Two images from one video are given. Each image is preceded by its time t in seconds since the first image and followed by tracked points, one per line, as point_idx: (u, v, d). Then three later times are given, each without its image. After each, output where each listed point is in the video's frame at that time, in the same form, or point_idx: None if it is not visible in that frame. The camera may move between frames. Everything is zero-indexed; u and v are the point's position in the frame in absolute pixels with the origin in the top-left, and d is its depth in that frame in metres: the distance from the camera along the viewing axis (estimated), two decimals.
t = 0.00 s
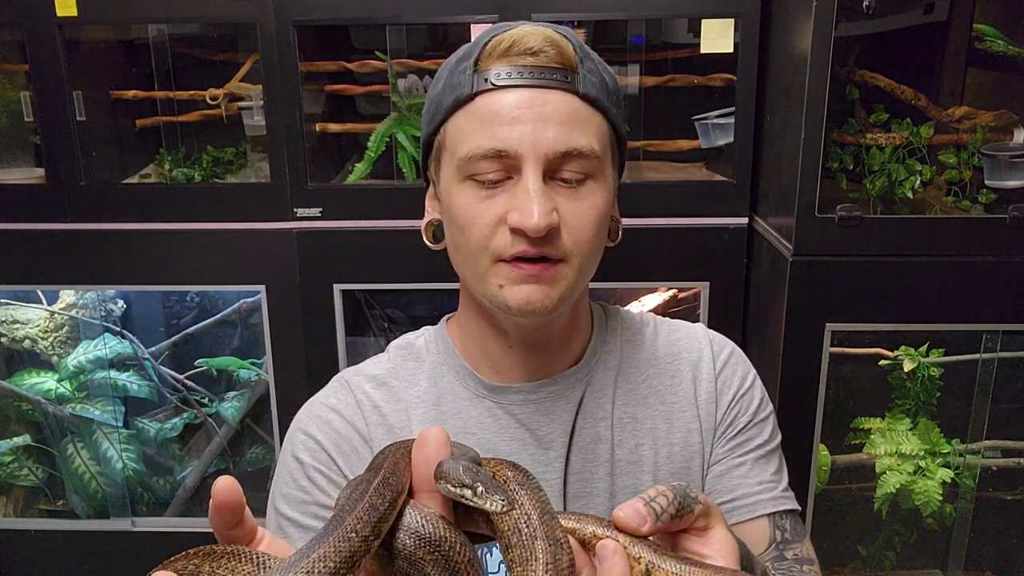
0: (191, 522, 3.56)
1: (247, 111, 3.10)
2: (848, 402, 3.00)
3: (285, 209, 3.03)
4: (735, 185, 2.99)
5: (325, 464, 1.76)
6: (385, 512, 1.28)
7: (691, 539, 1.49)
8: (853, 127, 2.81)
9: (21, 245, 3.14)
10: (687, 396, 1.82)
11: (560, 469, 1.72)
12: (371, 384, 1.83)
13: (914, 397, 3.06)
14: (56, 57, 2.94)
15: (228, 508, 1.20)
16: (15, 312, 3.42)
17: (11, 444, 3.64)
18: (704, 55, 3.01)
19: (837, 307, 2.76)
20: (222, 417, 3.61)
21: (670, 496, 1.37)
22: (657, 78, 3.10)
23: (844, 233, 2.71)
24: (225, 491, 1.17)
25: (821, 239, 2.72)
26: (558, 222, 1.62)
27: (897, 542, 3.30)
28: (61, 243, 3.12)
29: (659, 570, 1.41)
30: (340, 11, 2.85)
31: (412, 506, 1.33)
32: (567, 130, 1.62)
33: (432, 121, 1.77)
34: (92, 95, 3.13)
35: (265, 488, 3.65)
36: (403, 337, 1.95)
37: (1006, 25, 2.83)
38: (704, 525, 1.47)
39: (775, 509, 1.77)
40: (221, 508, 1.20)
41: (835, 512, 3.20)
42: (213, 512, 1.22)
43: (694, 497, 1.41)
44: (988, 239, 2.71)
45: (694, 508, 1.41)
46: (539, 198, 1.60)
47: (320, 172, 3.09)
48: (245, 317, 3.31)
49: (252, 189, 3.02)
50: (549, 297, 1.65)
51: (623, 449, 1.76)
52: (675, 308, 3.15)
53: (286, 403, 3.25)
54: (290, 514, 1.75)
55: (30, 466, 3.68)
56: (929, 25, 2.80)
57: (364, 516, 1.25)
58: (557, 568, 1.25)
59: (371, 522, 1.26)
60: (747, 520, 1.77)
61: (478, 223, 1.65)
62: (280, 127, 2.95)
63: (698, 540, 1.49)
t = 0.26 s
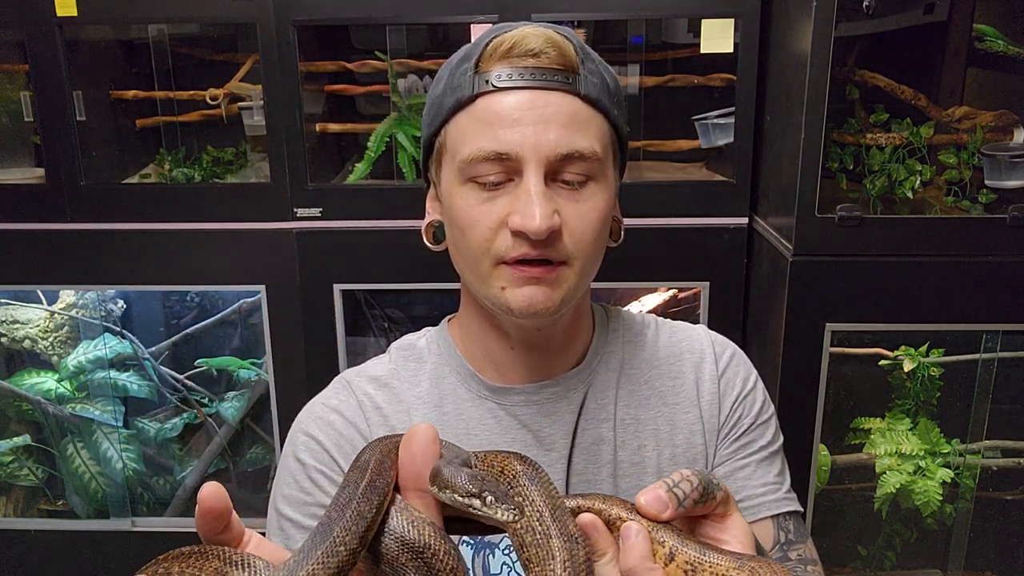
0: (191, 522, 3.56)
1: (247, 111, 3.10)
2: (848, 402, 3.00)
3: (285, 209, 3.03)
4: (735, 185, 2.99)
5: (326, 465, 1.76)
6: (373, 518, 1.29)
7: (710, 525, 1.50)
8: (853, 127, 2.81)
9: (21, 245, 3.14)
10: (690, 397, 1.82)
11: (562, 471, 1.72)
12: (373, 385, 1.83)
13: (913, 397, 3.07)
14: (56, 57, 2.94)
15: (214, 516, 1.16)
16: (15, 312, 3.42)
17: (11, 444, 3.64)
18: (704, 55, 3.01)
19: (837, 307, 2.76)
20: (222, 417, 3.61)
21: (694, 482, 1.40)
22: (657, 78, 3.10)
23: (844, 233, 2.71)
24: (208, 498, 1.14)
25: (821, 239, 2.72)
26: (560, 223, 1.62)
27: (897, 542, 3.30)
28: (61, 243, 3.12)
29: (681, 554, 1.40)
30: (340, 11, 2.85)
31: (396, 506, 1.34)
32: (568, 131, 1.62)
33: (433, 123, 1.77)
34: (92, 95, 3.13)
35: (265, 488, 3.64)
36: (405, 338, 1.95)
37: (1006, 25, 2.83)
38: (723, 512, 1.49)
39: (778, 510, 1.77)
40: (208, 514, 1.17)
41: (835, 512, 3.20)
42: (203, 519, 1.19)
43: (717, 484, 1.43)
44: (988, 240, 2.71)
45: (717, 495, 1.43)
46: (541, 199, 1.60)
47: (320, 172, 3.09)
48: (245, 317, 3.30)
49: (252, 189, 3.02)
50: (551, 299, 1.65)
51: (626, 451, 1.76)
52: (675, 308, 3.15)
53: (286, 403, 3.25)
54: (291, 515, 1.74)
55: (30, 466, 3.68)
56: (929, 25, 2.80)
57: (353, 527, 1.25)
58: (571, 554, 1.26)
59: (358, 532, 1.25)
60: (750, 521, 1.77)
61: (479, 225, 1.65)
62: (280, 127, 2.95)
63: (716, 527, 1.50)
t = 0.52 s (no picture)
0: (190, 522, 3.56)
1: (247, 111, 3.10)
2: (848, 402, 3.00)
3: (285, 209, 3.03)
4: (735, 185, 2.99)
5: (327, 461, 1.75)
6: (374, 474, 1.32)
7: (740, 501, 1.48)
8: (853, 127, 2.81)
9: (21, 246, 3.13)
10: (693, 398, 1.82)
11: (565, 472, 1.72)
12: (375, 383, 1.84)
13: (913, 397, 3.07)
14: (56, 57, 2.94)
15: (224, 461, 1.26)
16: (15, 312, 3.42)
17: (11, 444, 3.64)
18: (704, 56, 3.01)
19: (837, 307, 2.76)
20: (222, 418, 3.59)
21: (727, 458, 1.38)
22: (657, 78, 3.10)
23: (844, 233, 2.71)
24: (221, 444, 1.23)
25: (821, 239, 2.72)
26: (561, 223, 1.62)
27: (897, 542, 3.30)
28: (61, 243, 3.12)
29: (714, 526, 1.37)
30: (340, 11, 2.85)
31: (396, 473, 1.36)
32: (569, 130, 1.62)
33: (433, 123, 1.77)
34: (92, 95, 3.13)
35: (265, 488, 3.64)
36: (407, 337, 1.96)
37: (1007, 25, 2.83)
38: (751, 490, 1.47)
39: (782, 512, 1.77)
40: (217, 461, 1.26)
41: (835, 512, 3.20)
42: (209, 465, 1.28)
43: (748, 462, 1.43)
44: (988, 240, 2.71)
45: (747, 473, 1.42)
46: (543, 198, 1.60)
47: (320, 172, 3.09)
48: (245, 317, 3.28)
49: (252, 189, 3.02)
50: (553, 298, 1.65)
51: (629, 452, 1.76)
52: (675, 308, 3.15)
53: (286, 403, 3.25)
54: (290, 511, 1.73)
55: (30, 465, 3.68)
56: (929, 25, 2.80)
57: (359, 479, 1.30)
58: (596, 503, 1.29)
59: (361, 484, 1.29)
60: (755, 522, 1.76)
61: (481, 225, 1.65)
62: (279, 127, 2.95)
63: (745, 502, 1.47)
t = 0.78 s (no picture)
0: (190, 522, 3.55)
1: (247, 111, 3.10)
2: (848, 402, 3.00)
3: (285, 209, 3.03)
4: (735, 185, 2.99)
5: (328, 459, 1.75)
6: (353, 434, 1.33)
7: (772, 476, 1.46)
8: (853, 127, 2.81)
9: (21, 246, 3.14)
10: (695, 400, 1.82)
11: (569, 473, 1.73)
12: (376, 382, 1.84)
13: (913, 397, 3.07)
14: (56, 57, 2.94)
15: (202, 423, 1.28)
16: (15, 312, 3.42)
17: (11, 444, 3.64)
18: (704, 56, 3.01)
19: (837, 307, 2.76)
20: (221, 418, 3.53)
21: (755, 434, 1.39)
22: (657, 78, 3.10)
23: (844, 233, 2.71)
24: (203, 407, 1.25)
25: (821, 239, 2.72)
26: (565, 219, 1.62)
27: (897, 542, 3.30)
28: (61, 243, 3.12)
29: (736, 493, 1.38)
30: (340, 11, 2.85)
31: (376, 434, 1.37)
32: (571, 127, 1.62)
33: (435, 122, 1.77)
34: (92, 95, 3.13)
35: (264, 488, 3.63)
36: (407, 336, 1.96)
37: (1007, 25, 2.83)
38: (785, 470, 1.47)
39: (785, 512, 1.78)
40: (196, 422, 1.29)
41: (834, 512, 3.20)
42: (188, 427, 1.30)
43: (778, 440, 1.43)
44: (988, 240, 2.71)
45: (778, 451, 1.42)
46: (546, 194, 1.60)
47: (320, 172, 3.09)
48: (244, 316, 3.28)
49: (251, 189, 3.02)
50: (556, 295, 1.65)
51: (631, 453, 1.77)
52: (675, 308, 3.15)
53: (286, 403, 3.25)
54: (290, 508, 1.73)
55: (30, 465, 3.67)
56: (929, 25, 2.79)
57: (336, 435, 1.30)
58: (575, 457, 1.34)
59: (340, 441, 1.30)
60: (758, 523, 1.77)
61: (484, 222, 1.65)
62: (279, 127, 2.95)
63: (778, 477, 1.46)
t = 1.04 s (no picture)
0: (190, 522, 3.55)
1: (247, 111, 3.11)
2: (848, 402, 3.00)
3: (285, 209, 3.03)
4: (735, 185, 2.99)
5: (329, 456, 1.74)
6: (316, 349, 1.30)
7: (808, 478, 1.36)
8: (853, 127, 2.81)
9: (21, 246, 3.14)
10: (698, 399, 1.81)
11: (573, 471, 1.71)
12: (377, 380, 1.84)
13: (913, 397, 3.07)
14: (56, 57, 2.94)
15: (156, 338, 1.24)
16: (15, 313, 3.41)
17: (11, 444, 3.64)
18: (704, 56, 3.01)
19: (837, 307, 2.76)
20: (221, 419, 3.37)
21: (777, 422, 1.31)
22: (657, 78, 3.10)
23: (844, 233, 2.71)
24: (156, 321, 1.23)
25: (821, 239, 2.72)
26: (566, 215, 1.61)
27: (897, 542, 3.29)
28: (61, 243, 3.12)
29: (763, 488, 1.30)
30: (340, 11, 2.85)
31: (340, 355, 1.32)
32: (573, 123, 1.62)
33: (436, 120, 1.77)
34: (92, 95, 3.13)
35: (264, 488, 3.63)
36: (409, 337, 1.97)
37: (1006, 25, 2.83)
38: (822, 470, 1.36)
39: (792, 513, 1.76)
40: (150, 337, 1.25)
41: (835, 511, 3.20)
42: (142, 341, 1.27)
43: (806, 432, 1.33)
44: (988, 240, 2.71)
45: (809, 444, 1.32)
46: (547, 189, 1.60)
47: (320, 172, 3.09)
48: (245, 317, 3.22)
49: (251, 189, 3.02)
50: (557, 292, 1.65)
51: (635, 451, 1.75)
52: (675, 308, 3.14)
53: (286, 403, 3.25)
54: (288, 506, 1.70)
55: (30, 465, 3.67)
56: (929, 25, 2.79)
57: (295, 345, 1.27)
58: (546, 408, 1.39)
59: (298, 352, 1.26)
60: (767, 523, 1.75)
61: (485, 219, 1.65)
62: (279, 127, 2.95)
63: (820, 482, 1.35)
